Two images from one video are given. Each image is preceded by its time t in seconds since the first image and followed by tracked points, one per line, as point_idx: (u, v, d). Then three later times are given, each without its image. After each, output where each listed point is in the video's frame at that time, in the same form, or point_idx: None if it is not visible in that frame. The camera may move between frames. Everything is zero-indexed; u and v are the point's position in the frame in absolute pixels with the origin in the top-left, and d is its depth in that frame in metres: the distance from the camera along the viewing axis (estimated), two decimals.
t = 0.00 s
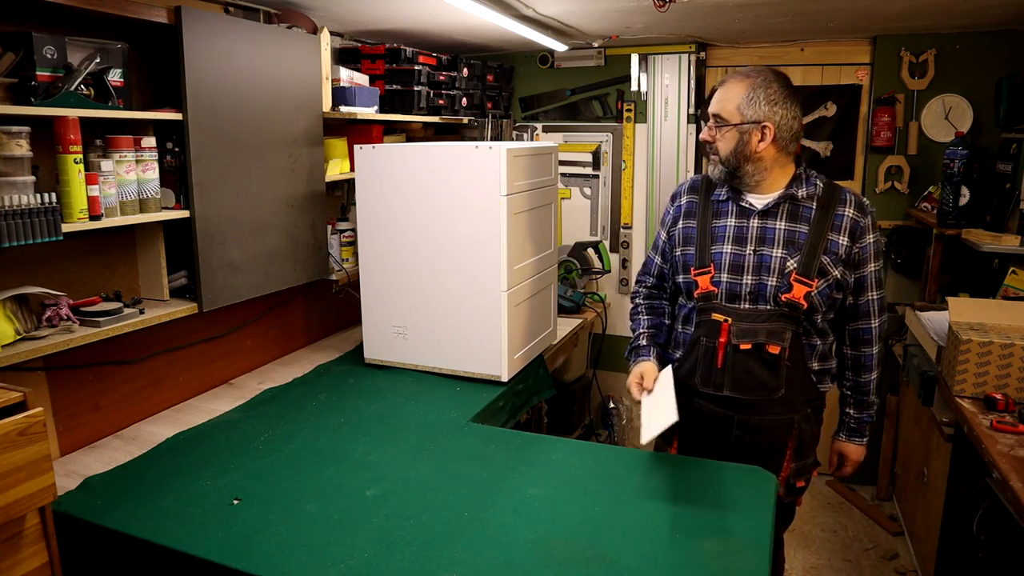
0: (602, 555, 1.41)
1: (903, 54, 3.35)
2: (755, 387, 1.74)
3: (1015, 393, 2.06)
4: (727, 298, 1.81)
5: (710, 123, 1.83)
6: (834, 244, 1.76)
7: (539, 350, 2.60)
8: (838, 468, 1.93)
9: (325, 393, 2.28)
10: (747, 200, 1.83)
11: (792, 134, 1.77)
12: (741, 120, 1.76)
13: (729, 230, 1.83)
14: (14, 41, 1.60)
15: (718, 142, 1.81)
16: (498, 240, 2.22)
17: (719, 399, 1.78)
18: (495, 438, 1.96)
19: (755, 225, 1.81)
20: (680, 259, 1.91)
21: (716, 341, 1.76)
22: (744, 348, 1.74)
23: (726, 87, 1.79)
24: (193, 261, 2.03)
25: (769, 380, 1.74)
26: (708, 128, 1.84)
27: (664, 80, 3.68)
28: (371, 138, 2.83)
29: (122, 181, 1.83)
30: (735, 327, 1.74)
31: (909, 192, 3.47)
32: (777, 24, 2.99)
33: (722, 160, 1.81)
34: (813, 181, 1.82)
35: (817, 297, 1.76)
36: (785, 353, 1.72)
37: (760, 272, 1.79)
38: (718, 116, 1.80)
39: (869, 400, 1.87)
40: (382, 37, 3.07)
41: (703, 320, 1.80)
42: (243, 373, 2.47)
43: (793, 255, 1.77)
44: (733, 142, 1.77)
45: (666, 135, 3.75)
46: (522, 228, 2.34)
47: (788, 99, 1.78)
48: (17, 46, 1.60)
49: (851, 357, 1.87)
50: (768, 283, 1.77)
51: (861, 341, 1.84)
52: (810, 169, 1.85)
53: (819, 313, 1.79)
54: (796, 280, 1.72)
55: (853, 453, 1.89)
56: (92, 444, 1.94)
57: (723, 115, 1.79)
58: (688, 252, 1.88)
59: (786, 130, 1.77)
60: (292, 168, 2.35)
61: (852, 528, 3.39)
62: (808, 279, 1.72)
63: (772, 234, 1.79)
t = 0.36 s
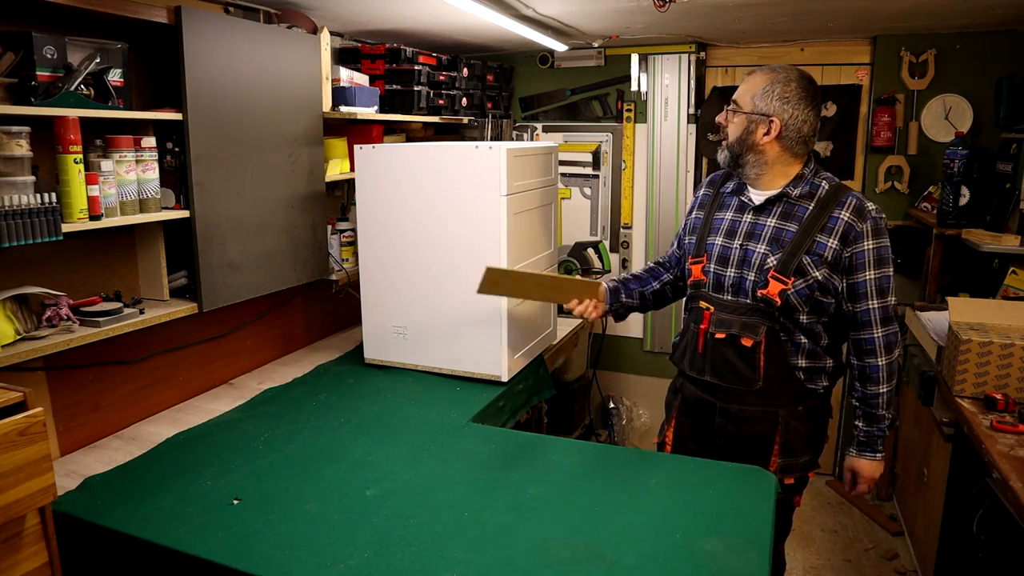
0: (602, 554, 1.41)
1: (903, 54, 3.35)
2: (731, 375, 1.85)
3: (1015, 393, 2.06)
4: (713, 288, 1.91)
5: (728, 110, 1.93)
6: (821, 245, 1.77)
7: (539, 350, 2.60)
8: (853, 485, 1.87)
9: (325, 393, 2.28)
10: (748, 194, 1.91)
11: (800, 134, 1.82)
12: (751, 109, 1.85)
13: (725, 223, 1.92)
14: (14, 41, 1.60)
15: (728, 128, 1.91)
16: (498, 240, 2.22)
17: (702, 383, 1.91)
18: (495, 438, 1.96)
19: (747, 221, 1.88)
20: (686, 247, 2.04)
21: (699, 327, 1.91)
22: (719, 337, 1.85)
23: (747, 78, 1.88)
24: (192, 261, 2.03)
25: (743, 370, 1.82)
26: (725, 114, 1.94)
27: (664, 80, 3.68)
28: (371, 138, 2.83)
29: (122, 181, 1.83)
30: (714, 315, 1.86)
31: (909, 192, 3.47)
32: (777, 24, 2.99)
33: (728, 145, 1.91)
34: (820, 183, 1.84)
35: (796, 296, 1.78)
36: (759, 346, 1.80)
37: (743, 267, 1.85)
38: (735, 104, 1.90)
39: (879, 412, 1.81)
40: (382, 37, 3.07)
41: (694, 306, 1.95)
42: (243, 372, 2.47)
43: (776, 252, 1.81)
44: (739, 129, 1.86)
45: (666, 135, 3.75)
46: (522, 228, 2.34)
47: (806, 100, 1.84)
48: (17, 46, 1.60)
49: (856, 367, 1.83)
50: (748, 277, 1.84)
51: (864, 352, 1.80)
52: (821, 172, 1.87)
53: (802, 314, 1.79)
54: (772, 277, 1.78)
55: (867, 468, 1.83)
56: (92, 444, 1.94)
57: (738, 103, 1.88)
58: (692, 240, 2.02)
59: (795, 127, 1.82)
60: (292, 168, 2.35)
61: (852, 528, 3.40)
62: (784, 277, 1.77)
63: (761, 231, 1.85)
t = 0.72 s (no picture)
0: (602, 554, 1.41)
1: (903, 54, 3.35)
2: (707, 368, 1.88)
3: (1015, 393, 2.06)
4: (692, 282, 1.94)
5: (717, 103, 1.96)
6: (799, 237, 1.83)
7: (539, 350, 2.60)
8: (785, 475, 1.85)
9: (325, 393, 2.28)
10: (728, 188, 1.96)
11: (788, 133, 1.90)
12: (747, 106, 1.89)
13: (704, 218, 1.96)
14: (14, 41, 1.60)
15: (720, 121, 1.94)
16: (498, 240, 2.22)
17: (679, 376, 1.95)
18: (495, 438, 1.95)
19: (726, 216, 1.93)
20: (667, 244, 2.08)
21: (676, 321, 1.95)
22: (696, 330, 1.89)
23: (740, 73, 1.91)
24: (193, 260, 2.03)
25: (720, 362, 1.86)
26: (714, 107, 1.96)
27: (664, 80, 3.68)
28: (371, 138, 2.83)
29: (122, 181, 1.83)
30: (692, 309, 1.91)
31: (909, 192, 3.47)
32: (777, 24, 2.99)
33: (719, 139, 1.95)
34: (799, 176, 1.90)
35: (774, 287, 1.82)
36: (736, 338, 1.84)
37: (722, 260, 1.89)
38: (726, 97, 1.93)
39: (824, 402, 1.82)
40: (382, 37, 3.07)
41: (672, 301, 1.99)
42: (243, 372, 2.47)
43: (755, 244, 1.86)
44: (733, 123, 1.90)
45: (666, 135, 3.75)
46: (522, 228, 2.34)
47: (794, 101, 1.91)
48: (17, 46, 1.60)
49: (816, 357, 1.86)
50: (727, 271, 1.88)
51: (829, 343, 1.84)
52: (798, 169, 1.92)
53: (780, 305, 1.84)
54: (750, 269, 1.83)
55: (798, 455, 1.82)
56: (92, 444, 1.94)
57: (732, 96, 1.91)
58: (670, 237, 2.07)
59: (785, 127, 1.90)
60: (292, 168, 2.35)
61: (852, 528, 3.40)
62: (762, 268, 1.82)
63: (739, 224, 1.90)
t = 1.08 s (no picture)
0: (601, 554, 1.41)
1: (903, 54, 3.35)
2: (699, 371, 1.85)
3: (1015, 393, 2.06)
4: (676, 287, 1.92)
5: (713, 109, 1.88)
6: (779, 233, 1.87)
7: (539, 350, 2.60)
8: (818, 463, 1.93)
9: (325, 393, 2.28)
10: (699, 194, 1.96)
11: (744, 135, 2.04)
12: (744, 108, 1.91)
13: (678, 224, 1.96)
14: (14, 41, 1.60)
15: (724, 127, 1.88)
16: (497, 240, 2.22)
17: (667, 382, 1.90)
18: (495, 438, 1.96)
19: (702, 219, 1.93)
20: (639, 253, 2.05)
21: (662, 327, 1.89)
22: (687, 334, 1.85)
23: (725, 76, 1.89)
24: (192, 260, 2.03)
25: (712, 365, 1.83)
26: (710, 113, 1.88)
27: (664, 80, 3.68)
28: (371, 138, 2.84)
29: (122, 181, 1.83)
30: (680, 314, 1.86)
31: (909, 192, 3.47)
32: (777, 24, 2.99)
33: (727, 145, 1.88)
34: (762, 175, 1.95)
35: (760, 284, 1.85)
36: (727, 339, 1.82)
37: (705, 262, 1.90)
38: (723, 103, 1.88)
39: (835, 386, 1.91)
40: (382, 37, 3.07)
41: (654, 308, 1.92)
42: (243, 372, 2.47)
43: (737, 244, 1.88)
44: (739, 129, 1.89)
45: (666, 135, 3.75)
46: (521, 228, 2.34)
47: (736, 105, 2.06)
48: (17, 46, 1.60)
49: (813, 347, 1.94)
50: (712, 272, 1.88)
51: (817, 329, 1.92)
52: (759, 166, 1.98)
53: (764, 301, 1.87)
54: (738, 268, 1.84)
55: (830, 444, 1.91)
56: (92, 444, 1.94)
57: (730, 101, 1.89)
58: (643, 245, 2.03)
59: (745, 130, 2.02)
60: (292, 168, 2.35)
61: (852, 528, 3.40)
62: (749, 266, 1.83)
63: (718, 225, 1.91)
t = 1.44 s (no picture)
0: (601, 555, 1.41)
1: (903, 54, 3.35)
2: (702, 375, 1.83)
3: (1015, 393, 2.06)
4: (667, 295, 1.88)
5: (662, 124, 1.82)
6: (755, 225, 1.88)
7: (539, 350, 2.60)
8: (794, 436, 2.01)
9: (325, 393, 2.28)
10: (668, 201, 1.92)
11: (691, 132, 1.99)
12: (691, 114, 1.86)
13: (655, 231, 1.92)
14: (14, 41, 1.59)
15: (676, 140, 1.83)
16: (498, 239, 2.22)
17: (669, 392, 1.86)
18: (495, 438, 1.96)
19: (679, 224, 1.89)
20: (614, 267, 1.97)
21: (660, 338, 1.84)
22: (689, 341, 1.82)
23: (665, 88, 1.83)
24: (193, 260, 2.03)
25: (714, 366, 1.82)
26: (660, 129, 1.82)
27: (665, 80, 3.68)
28: (371, 138, 2.83)
29: (122, 181, 1.83)
30: (678, 322, 1.82)
31: (909, 192, 3.47)
32: (777, 24, 2.99)
33: (683, 156, 1.83)
34: (723, 172, 1.93)
35: (749, 279, 1.87)
36: (727, 339, 1.82)
37: (693, 266, 1.87)
38: (670, 114, 1.82)
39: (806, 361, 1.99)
40: (382, 37, 3.07)
41: (647, 320, 1.87)
42: (242, 373, 2.47)
43: (721, 244, 1.87)
44: (691, 137, 1.84)
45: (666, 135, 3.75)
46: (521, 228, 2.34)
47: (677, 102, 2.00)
48: (17, 46, 1.60)
49: (784, 327, 2.00)
50: (702, 275, 1.86)
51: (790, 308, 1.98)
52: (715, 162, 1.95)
53: (752, 295, 1.89)
54: (726, 268, 1.83)
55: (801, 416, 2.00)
56: (92, 444, 1.94)
57: (676, 112, 1.83)
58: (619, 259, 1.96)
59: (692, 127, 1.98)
60: (292, 168, 2.35)
61: (852, 528, 3.40)
62: (736, 264, 1.84)
63: (697, 228, 1.88)
